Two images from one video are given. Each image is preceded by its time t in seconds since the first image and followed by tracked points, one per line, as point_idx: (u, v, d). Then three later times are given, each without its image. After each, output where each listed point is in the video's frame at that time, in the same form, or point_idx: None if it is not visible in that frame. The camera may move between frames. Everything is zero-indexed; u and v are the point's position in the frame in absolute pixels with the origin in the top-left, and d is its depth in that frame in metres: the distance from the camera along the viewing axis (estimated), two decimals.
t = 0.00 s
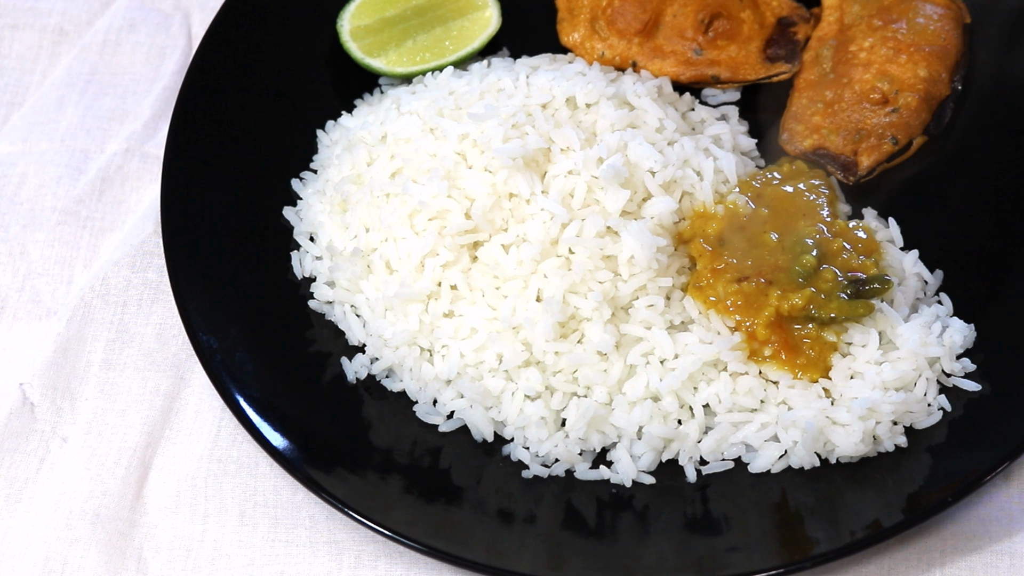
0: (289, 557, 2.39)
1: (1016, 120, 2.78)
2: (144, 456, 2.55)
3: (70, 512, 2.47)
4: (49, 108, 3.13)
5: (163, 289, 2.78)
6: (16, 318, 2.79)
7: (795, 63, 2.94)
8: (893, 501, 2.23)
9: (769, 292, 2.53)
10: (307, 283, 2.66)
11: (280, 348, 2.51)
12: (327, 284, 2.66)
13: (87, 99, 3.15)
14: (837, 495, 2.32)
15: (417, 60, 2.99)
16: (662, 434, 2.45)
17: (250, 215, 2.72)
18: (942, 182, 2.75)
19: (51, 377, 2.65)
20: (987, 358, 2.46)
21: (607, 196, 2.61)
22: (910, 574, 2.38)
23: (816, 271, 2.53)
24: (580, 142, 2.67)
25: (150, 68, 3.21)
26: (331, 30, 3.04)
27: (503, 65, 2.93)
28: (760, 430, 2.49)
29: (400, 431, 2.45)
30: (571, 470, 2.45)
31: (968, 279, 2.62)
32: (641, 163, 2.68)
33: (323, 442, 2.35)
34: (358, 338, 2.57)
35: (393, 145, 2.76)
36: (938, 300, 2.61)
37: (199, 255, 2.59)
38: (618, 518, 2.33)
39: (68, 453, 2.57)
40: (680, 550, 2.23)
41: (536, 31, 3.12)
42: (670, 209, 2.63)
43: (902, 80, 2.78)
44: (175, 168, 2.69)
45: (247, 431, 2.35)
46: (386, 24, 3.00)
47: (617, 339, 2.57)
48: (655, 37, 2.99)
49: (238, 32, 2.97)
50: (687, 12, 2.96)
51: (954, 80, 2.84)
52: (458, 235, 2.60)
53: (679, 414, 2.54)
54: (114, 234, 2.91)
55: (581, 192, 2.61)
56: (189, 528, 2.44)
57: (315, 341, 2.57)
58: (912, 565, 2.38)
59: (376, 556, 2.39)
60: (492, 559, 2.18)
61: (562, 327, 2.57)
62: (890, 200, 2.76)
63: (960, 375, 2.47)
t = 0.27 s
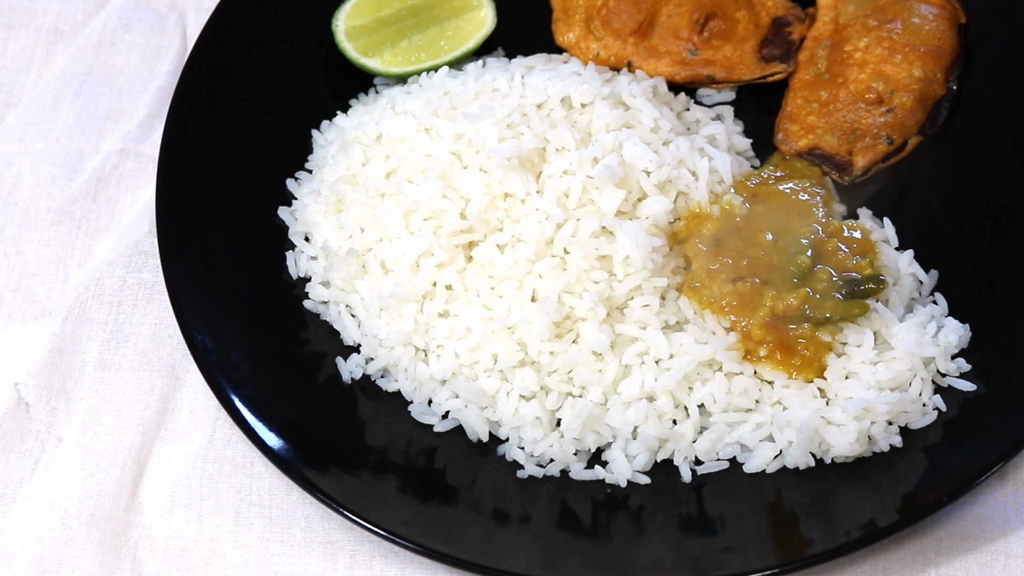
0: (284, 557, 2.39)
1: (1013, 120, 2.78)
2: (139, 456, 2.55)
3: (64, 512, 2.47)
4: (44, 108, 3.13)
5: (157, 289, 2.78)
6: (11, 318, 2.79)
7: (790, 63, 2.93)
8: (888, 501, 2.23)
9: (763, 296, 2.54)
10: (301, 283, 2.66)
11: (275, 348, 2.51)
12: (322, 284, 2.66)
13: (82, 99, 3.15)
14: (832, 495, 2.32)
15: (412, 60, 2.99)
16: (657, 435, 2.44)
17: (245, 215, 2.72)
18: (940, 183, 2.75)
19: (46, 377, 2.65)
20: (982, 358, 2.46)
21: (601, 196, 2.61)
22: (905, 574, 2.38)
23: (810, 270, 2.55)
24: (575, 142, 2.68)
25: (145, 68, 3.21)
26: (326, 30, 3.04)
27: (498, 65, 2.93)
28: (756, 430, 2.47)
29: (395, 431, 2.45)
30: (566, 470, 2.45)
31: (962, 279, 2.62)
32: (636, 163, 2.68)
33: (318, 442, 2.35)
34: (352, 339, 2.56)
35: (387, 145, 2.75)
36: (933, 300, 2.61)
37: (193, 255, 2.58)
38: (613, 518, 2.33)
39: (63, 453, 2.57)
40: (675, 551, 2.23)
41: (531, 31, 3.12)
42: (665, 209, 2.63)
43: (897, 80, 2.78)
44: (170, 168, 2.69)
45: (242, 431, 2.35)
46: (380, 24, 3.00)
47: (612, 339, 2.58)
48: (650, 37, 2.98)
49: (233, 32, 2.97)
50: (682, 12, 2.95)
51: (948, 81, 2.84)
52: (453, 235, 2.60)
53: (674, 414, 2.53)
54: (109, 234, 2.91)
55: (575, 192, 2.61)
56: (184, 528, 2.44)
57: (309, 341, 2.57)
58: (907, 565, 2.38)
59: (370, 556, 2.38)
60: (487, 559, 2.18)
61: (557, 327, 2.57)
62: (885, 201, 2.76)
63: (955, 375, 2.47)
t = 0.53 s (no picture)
0: (279, 557, 2.39)
1: (1010, 119, 2.78)
2: (134, 456, 2.55)
3: (59, 512, 2.47)
4: (39, 108, 3.12)
5: (153, 289, 2.78)
6: (6, 318, 2.79)
7: (785, 63, 2.93)
8: (883, 501, 2.23)
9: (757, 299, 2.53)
10: (296, 283, 2.66)
11: (270, 348, 2.51)
12: (317, 284, 2.65)
13: (78, 99, 3.15)
14: (827, 495, 2.32)
15: (407, 60, 2.99)
16: (652, 434, 2.45)
17: (241, 216, 2.72)
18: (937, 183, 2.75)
19: (41, 377, 2.65)
20: (977, 358, 2.46)
21: (596, 196, 2.61)
22: (900, 574, 2.38)
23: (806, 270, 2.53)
24: (570, 142, 2.68)
25: (140, 68, 3.21)
26: (321, 30, 3.04)
27: (493, 65, 2.93)
28: (750, 430, 2.48)
29: (390, 431, 2.45)
30: (562, 469, 2.45)
31: (957, 280, 2.63)
32: (631, 163, 2.68)
33: (313, 442, 2.35)
34: (348, 338, 2.57)
35: (383, 145, 2.75)
36: (928, 300, 2.62)
37: (188, 255, 2.58)
38: (608, 518, 2.33)
39: (58, 453, 2.57)
40: (670, 551, 2.23)
41: (527, 31, 3.12)
42: (660, 209, 2.63)
43: (892, 80, 2.79)
44: (165, 168, 2.69)
45: (237, 431, 2.35)
46: (376, 24, 3.00)
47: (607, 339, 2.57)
48: (645, 37, 2.98)
49: (228, 31, 2.97)
50: (678, 12, 2.95)
51: (944, 81, 2.84)
52: (448, 235, 2.61)
53: (669, 414, 2.54)
54: (104, 234, 2.91)
55: (571, 192, 2.61)
56: (178, 528, 2.44)
57: (305, 341, 2.57)
58: (902, 565, 2.38)
59: (366, 556, 2.38)
60: (482, 559, 2.18)
61: (552, 327, 2.58)
62: (880, 202, 2.77)
63: (949, 376, 2.47)
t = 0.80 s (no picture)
0: (274, 557, 2.39)
1: (1006, 120, 2.79)
2: (129, 456, 2.55)
3: (54, 512, 2.47)
4: (34, 108, 3.12)
5: (148, 289, 2.78)
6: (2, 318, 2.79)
7: (779, 63, 2.93)
8: (878, 501, 2.23)
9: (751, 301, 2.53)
10: (292, 283, 2.66)
11: (265, 348, 2.51)
12: (312, 284, 2.65)
13: (73, 99, 3.15)
14: (822, 495, 2.31)
15: (402, 60, 2.99)
16: (647, 435, 2.44)
17: (236, 215, 2.72)
18: (934, 184, 2.76)
19: (36, 377, 2.65)
20: (972, 358, 2.46)
21: (592, 196, 2.61)
22: (895, 574, 2.38)
23: (800, 271, 2.54)
24: (565, 142, 2.68)
25: (135, 68, 3.21)
26: (317, 30, 3.04)
27: (488, 65, 2.93)
28: (745, 430, 2.48)
29: (385, 431, 2.45)
30: (556, 469, 2.45)
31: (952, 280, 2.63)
32: (626, 163, 2.68)
33: (308, 442, 2.35)
34: (343, 339, 2.57)
35: (378, 145, 2.76)
36: (923, 300, 2.62)
37: (183, 255, 2.58)
38: (603, 518, 2.33)
39: (53, 453, 2.57)
40: (665, 551, 2.23)
41: (522, 31, 3.12)
42: (655, 209, 2.63)
43: (887, 80, 2.78)
44: (160, 168, 2.69)
45: (232, 431, 2.35)
46: (371, 24, 3.00)
47: (602, 339, 2.57)
48: (640, 37, 2.99)
49: (224, 31, 2.97)
50: (673, 12, 2.95)
51: (939, 81, 2.83)
52: (444, 235, 2.60)
53: (664, 414, 2.54)
54: (99, 234, 2.91)
55: (566, 192, 2.61)
56: (173, 528, 2.44)
57: (300, 341, 2.57)
58: (897, 565, 2.38)
59: (361, 556, 2.38)
60: (478, 559, 2.18)
61: (547, 327, 2.58)
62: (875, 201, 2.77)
63: (945, 376, 2.47)
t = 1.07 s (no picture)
0: (269, 557, 2.39)
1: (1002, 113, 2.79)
2: (124, 456, 2.55)
3: (49, 512, 2.47)
4: (29, 108, 3.12)
5: (143, 289, 2.78)
6: None
7: (774, 63, 2.94)
8: (873, 501, 2.23)
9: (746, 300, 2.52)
10: (287, 283, 2.65)
11: (260, 348, 2.51)
12: (307, 284, 2.65)
13: (68, 99, 3.15)
14: (817, 495, 2.32)
15: (397, 60, 2.99)
16: (643, 435, 2.45)
17: (232, 216, 2.72)
18: (929, 182, 2.75)
19: (32, 377, 2.65)
20: (967, 358, 2.46)
21: (587, 196, 2.62)
22: (890, 574, 2.38)
23: (796, 271, 2.54)
24: (561, 142, 2.68)
25: (130, 68, 3.21)
26: (312, 31, 3.04)
27: (483, 65, 2.93)
28: (740, 430, 2.48)
29: (380, 431, 2.44)
30: (552, 470, 2.45)
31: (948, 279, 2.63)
32: (622, 163, 2.68)
33: (304, 442, 2.35)
34: (338, 339, 2.57)
35: (373, 145, 2.75)
36: (918, 300, 2.61)
37: (178, 255, 2.58)
38: (598, 518, 2.33)
39: (48, 453, 2.57)
40: (660, 551, 2.23)
41: (517, 31, 3.12)
42: (650, 209, 2.63)
43: (882, 80, 2.78)
44: (155, 168, 2.69)
45: (228, 431, 2.35)
46: (366, 24, 3.00)
47: (597, 339, 2.57)
48: (635, 37, 2.98)
49: (219, 31, 2.97)
50: (668, 12, 2.95)
51: (933, 81, 2.84)
52: (439, 235, 2.60)
53: (659, 414, 2.54)
54: (94, 234, 2.91)
55: (561, 192, 2.61)
56: (169, 528, 2.44)
57: (295, 341, 2.57)
58: (892, 565, 2.38)
59: (356, 556, 2.38)
60: (473, 559, 2.18)
61: (543, 327, 2.58)
62: (870, 201, 2.77)
63: (940, 376, 2.47)
